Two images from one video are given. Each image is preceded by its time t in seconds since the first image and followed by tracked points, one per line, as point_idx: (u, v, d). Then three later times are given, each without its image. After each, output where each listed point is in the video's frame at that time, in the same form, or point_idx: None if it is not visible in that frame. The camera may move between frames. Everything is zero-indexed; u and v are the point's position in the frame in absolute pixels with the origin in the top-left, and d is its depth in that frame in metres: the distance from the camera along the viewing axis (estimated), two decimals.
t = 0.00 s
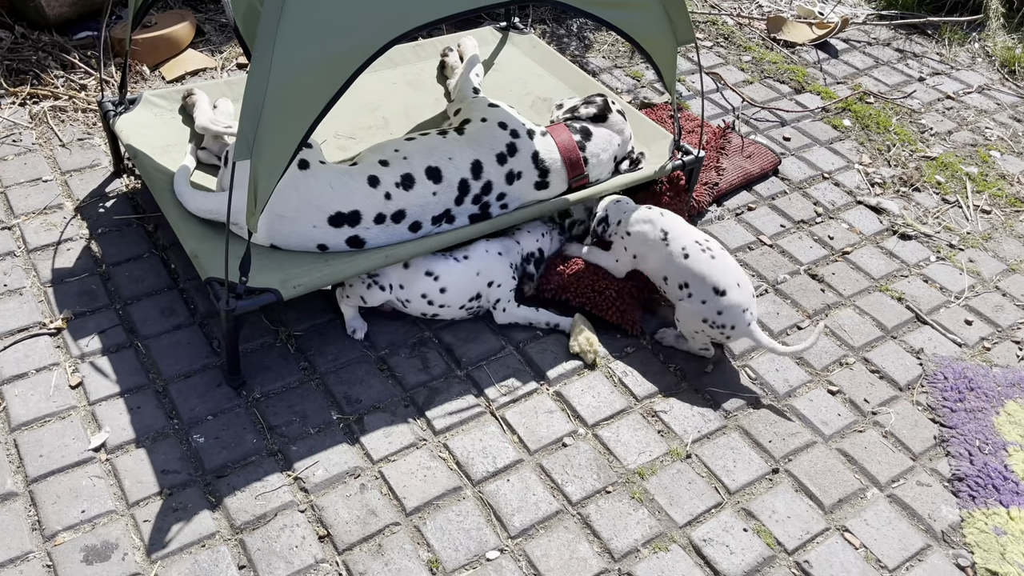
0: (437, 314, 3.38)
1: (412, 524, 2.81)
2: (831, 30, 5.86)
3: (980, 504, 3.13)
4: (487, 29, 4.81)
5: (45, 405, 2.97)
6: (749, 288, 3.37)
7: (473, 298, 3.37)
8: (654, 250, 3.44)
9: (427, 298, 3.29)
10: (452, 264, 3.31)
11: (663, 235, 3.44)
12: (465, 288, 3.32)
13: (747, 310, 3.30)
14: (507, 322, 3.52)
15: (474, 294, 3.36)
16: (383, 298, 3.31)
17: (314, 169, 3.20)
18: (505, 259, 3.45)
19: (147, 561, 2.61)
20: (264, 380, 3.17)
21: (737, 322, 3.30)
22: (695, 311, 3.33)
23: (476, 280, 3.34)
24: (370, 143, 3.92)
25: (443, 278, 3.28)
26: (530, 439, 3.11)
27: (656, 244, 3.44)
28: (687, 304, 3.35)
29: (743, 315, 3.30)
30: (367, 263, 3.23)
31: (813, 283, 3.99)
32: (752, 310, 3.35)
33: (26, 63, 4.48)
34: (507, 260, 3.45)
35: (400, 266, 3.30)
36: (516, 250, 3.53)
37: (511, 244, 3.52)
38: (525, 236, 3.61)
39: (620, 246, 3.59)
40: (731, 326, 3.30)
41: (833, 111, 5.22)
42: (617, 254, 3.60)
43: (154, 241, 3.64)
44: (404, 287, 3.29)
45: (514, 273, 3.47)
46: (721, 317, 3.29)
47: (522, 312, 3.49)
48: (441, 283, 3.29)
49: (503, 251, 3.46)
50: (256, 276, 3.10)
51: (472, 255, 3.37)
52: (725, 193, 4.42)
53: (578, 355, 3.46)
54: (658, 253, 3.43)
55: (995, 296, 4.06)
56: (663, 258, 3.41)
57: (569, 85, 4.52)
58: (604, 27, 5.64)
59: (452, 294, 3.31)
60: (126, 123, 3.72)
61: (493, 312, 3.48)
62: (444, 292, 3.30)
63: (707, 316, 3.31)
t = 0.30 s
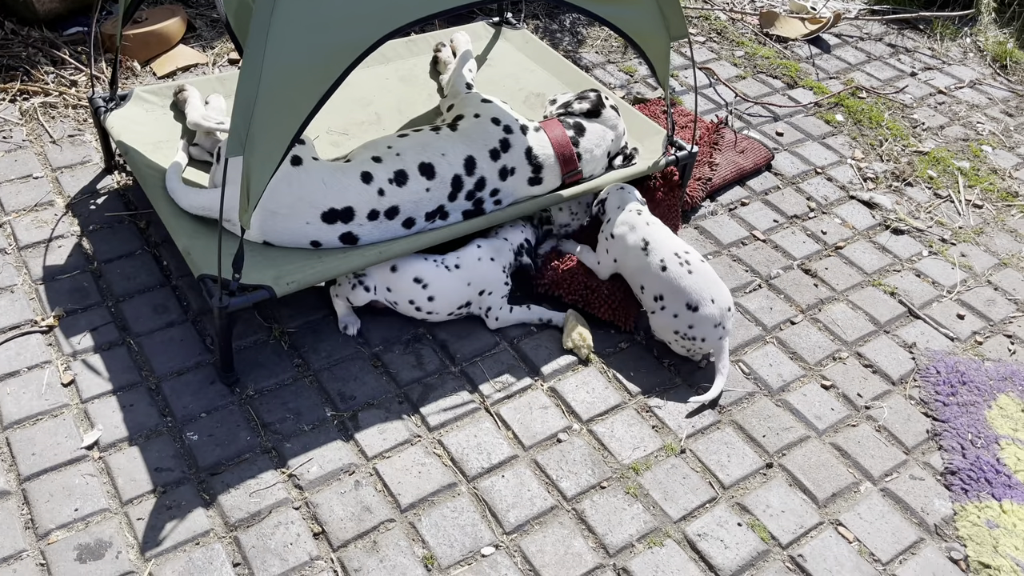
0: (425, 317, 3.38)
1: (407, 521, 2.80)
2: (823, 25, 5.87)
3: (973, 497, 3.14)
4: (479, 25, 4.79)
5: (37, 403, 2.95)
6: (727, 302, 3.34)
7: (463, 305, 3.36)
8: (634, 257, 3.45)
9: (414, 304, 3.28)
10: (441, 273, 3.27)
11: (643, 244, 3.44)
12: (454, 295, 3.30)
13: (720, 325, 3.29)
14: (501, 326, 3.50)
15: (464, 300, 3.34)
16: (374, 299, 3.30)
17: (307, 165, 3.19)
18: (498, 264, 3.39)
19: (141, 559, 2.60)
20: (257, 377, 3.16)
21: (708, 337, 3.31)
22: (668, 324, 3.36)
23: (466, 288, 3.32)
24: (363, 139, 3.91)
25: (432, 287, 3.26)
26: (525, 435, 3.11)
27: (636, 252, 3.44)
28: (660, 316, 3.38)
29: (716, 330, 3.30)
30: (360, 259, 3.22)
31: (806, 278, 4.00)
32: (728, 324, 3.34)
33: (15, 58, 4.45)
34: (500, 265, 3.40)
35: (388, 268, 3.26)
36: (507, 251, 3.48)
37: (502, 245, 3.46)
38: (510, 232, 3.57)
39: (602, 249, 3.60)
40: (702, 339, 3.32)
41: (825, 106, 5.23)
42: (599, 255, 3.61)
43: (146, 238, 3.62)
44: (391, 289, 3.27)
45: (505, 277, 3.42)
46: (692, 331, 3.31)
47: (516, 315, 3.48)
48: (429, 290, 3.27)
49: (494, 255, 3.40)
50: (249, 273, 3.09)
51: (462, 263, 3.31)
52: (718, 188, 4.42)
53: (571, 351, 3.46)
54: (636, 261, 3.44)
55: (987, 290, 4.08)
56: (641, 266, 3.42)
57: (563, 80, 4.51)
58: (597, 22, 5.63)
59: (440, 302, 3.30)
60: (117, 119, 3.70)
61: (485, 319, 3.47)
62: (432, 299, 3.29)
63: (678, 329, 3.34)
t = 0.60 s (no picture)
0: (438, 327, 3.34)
1: (402, 518, 2.80)
2: (816, 20, 5.87)
3: (967, 492, 3.15)
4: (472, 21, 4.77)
5: (29, 402, 2.94)
6: (705, 300, 3.29)
7: (479, 318, 3.35)
8: (620, 245, 3.47)
9: (436, 319, 3.25)
10: (467, 291, 3.25)
11: (632, 233, 3.45)
12: (476, 310, 3.29)
13: (694, 322, 3.26)
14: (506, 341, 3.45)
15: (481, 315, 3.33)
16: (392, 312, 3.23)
17: (300, 162, 3.17)
18: (516, 281, 3.39)
19: (135, 559, 2.59)
20: (251, 375, 3.14)
21: (682, 334, 3.28)
22: (643, 317, 3.36)
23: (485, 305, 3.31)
24: (356, 136, 3.89)
25: (457, 304, 3.24)
26: (519, 431, 3.11)
27: (623, 239, 3.46)
28: (637, 309, 3.38)
29: (689, 328, 3.27)
30: (354, 258, 3.20)
31: (800, 274, 4.00)
32: (705, 324, 3.29)
33: (5, 55, 4.41)
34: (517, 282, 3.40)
35: (412, 282, 3.19)
36: (523, 258, 3.45)
37: (517, 254, 3.42)
38: (521, 233, 3.51)
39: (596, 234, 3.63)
40: (676, 335, 3.30)
41: (818, 101, 5.23)
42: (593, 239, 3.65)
43: (138, 235, 3.60)
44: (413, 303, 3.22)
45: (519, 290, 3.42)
46: (666, 326, 3.30)
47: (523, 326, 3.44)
48: (454, 306, 3.24)
49: (513, 269, 3.38)
50: (243, 271, 3.08)
51: (486, 280, 3.29)
52: (712, 184, 4.42)
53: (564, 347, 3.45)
54: (622, 249, 3.46)
55: (980, 285, 4.09)
56: (625, 255, 3.44)
57: (556, 76, 4.50)
58: (590, 18, 5.62)
59: (461, 317, 3.28)
60: (108, 116, 3.67)
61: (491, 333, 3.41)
62: (454, 315, 3.26)
63: (652, 324, 3.33)
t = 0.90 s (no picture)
0: (441, 315, 3.32)
1: (399, 517, 2.79)
2: (811, 17, 5.87)
3: (963, 488, 3.16)
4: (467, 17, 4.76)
5: (23, 402, 2.92)
6: (709, 296, 3.30)
7: (476, 308, 3.34)
8: (626, 239, 3.48)
9: (438, 295, 3.23)
10: (464, 270, 3.27)
11: (640, 227, 3.47)
12: (472, 295, 3.28)
13: (697, 317, 3.25)
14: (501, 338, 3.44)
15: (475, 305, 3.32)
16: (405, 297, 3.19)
17: (295, 159, 3.16)
18: (513, 276, 3.38)
19: (130, 558, 2.57)
20: (246, 374, 3.13)
21: (685, 328, 3.28)
22: (646, 310, 3.35)
23: (482, 293, 3.31)
24: (352, 134, 3.88)
25: (457, 280, 3.25)
26: (516, 429, 3.10)
27: (630, 233, 3.47)
28: (640, 303, 3.38)
29: (693, 322, 3.27)
30: (349, 255, 3.20)
31: (796, 271, 4.01)
32: (708, 319, 3.29)
33: None
34: (514, 277, 3.38)
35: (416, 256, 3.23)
36: (521, 248, 3.42)
37: (514, 246, 3.40)
38: (519, 220, 3.49)
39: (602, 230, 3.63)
40: (678, 329, 3.29)
41: (814, 98, 5.23)
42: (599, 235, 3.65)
43: (132, 234, 3.59)
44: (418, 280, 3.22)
45: (517, 288, 3.41)
46: (669, 319, 3.29)
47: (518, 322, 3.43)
48: (453, 282, 3.24)
49: (509, 265, 3.38)
50: (237, 268, 3.07)
51: (482, 263, 3.31)
52: (708, 181, 4.41)
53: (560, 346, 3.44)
54: (628, 242, 3.46)
55: (975, 282, 4.09)
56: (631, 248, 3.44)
57: (551, 73, 4.50)
58: (585, 15, 5.61)
59: (461, 297, 3.27)
60: (102, 114, 3.66)
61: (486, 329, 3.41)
62: (455, 294, 3.25)
63: (656, 317, 3.33)
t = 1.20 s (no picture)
0: (432, 314, 3.32)
1: (397, 518, 2.78)
2: (808, 17, 5.87)
3: (962, 487, 3.15)
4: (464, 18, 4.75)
5: (20, 403, 2.91)
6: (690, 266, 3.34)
7: (467, 304, 3.34)
8: (619, 217, 3.62)
9: (427, 295, 3.24)
10: (449, 265, 3.27)
11: (633, 207, 3.63)
12: (460, 292, 3.29)
13: (676, 282, 3.28)
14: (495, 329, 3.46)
15: (467, 300, 3.33)
16: (394, 302, 3.20)
17: (293, 160, 3.16)
18: (499, 269, 3.38)
19: (128, 560, 2.57)
20: (244, 375, 3.12)
21: (665, 292, 3.29)
22: (632, 283, 3.41)
23: (470, 288, 3.31)
24: (350, 134, 3.87)
25: (442, 277, 3.25)
26: (515, 430, 3.10)
27: (623, 211, 3.63)
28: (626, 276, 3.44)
29: (672, 286, 3.28)
30: (347, 255, 3.19)
31: (794, 270, 4.00)
32: (691, 287, 3.29)
33: None
34: (501, 271, 3.39)
35: (396, 258, 3.24)
36: (509, 250, 3.45)
37: (501, 246, 3.42)
38: (511, 224, 3.50)
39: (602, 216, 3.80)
40: (660, 296, 3.30)
41: (811, 98, 5.23)
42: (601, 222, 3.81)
43: (130, 235, 3.58)
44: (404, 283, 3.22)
45: (506, 281, 3.41)
46: (651, 287, 3.33)
47: (512, 316, 3.44)
48: (439, 281, 3.25)
49: (495, 258, 3.39)
50: (235, 269, 3.06)
51: (466, 259, 3.32)
52: (706, 181, 4.41)
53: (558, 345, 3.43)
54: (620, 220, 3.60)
55: (974, 281, 4.09)
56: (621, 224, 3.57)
57: (549, 73, 4.49)
58: (583, 15, 5.61)
59: (449, 294, 3.27)
60: (99, 115, 3.65)
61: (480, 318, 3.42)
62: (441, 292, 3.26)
63: (638, 287, 3.37)
